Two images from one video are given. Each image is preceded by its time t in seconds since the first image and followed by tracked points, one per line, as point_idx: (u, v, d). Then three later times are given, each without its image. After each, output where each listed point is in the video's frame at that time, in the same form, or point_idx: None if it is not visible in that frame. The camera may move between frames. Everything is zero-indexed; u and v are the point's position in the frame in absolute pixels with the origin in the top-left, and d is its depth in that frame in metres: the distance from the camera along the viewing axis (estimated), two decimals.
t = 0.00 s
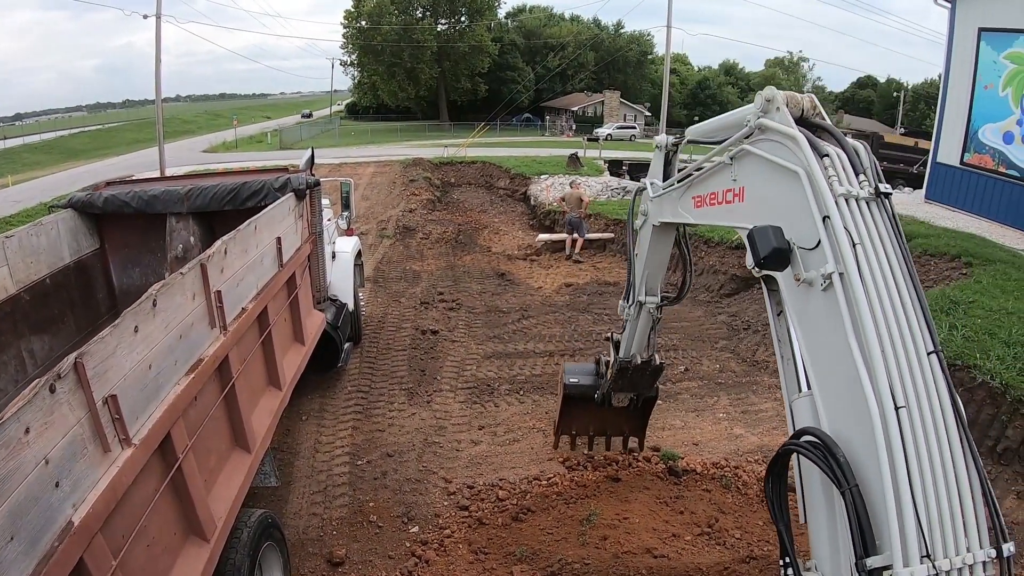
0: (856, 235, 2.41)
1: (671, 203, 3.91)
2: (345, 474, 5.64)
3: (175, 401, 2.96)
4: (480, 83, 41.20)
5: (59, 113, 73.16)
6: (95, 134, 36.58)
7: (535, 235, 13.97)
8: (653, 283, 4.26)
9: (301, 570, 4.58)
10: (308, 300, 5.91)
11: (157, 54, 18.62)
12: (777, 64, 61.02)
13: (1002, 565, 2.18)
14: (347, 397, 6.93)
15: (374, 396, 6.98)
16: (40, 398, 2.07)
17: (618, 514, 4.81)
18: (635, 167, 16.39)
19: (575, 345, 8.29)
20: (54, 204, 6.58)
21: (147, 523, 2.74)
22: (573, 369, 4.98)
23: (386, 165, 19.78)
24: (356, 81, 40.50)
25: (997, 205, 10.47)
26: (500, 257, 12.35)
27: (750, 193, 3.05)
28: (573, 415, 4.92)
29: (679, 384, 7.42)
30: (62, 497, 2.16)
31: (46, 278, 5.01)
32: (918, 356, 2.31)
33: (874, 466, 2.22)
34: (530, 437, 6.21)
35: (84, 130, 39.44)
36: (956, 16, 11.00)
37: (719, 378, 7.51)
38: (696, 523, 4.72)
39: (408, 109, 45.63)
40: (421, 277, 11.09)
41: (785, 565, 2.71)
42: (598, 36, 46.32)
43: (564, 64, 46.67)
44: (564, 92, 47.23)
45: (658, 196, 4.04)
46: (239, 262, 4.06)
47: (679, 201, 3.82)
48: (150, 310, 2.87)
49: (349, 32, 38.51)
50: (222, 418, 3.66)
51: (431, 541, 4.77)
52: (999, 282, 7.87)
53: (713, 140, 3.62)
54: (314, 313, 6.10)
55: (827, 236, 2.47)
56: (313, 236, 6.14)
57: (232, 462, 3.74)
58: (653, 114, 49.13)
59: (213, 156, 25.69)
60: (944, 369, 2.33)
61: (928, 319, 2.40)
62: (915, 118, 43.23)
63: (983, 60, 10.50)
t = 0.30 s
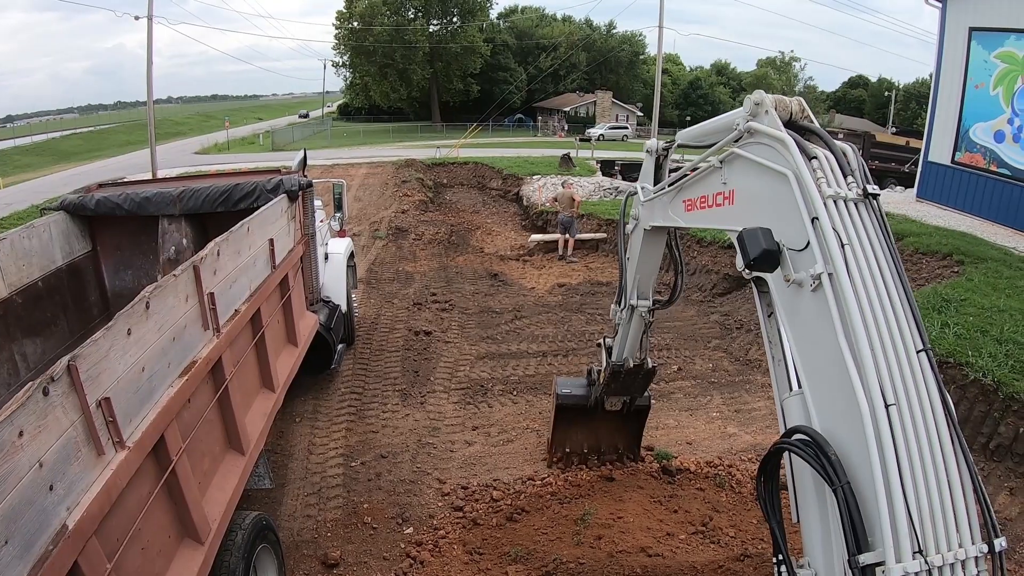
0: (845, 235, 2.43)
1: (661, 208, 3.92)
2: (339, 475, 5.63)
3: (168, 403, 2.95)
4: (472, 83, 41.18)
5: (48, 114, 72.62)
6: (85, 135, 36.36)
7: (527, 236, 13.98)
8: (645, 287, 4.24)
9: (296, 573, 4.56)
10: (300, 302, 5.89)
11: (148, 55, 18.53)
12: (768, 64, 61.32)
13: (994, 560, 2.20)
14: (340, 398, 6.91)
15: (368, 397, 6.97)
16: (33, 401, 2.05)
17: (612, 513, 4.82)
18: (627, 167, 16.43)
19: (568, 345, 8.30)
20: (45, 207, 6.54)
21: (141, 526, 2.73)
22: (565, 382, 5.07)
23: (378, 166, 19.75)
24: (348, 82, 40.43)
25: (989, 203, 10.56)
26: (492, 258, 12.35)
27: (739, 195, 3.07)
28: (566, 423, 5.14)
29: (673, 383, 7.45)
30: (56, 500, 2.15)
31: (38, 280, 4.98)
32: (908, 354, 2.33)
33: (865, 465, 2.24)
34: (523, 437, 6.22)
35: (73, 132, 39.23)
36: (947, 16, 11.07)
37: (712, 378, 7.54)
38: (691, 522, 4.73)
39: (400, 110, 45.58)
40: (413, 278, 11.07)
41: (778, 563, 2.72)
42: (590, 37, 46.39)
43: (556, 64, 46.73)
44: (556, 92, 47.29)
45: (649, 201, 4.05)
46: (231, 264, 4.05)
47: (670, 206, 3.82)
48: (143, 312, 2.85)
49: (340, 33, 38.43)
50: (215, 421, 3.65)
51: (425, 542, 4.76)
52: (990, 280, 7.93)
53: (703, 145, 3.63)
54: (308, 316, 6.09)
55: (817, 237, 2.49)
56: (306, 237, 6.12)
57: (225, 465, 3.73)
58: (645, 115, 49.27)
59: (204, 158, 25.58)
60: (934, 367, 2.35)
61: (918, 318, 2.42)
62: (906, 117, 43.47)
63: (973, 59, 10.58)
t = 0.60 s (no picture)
0: (845, 230, 2.42)
1: (658, 198, 3.93)
2: (334, 477, 5.61)
3: (163, 406, 2.93)
4: (466, 84, 41.17)
5: (42, 116, 72.36)
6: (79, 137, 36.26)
7: (522, 236, 13.99)
8: (643, 281, 4.26)
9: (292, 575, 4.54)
10: (295, 303, 5.87)
11: (141, 56, 18.47)
12: (761, 64, 61.50)
13: (992, 560, 2.22)
14: (335, 400, 6.88)
15: (363, 399, 6.95)
16: (27, 404, 2.04)
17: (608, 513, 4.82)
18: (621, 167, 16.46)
19: (564, 345, 8.31)
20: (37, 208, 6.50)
21: (136, 530, 2.71)
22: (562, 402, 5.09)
23: (372, 167, 19.73)
24: (342, 83, 40.38)
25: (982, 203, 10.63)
26: (487, 258, 12.34)
27: (738, 187, 3.05)
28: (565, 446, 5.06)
29: (668, 383, 7.46)
30: (50, 504, 2.14)
31: (32, 282, 4.95)
32: (909, 351, 2.33)
33: (864, 462, 2.24)
34: (519, 438, 6.22)
35: (66, 133, 39.07)
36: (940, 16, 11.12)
37: (707, 377, 7.55)
38: (688, 522, 4.73)
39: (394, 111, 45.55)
40: (408, 279, 11.06)
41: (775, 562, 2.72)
42: (584, 38, 46.46)
43: (550, 65, 46.77)
44: (551, 93, 47.34)
45: (645, 188, 4.07)
46: (225, 265, 4.03)
47: (666, 194, 3.82)
48: (137, 314, 2.84)
49: (334, 34, 38.37)
50: (209, 423, 3.63)
51: (422, 543, 4.75)
52: (984, 278, 7.98)
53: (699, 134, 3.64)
54: (301, 316, 6.06)
55: (817, 230, 2.48)
56: (300, 239, 6.10)
57: (221, 467, 3.71)
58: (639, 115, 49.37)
59: (197, 159, 25.51)
60: (933, 364, 2.37)
61: (917, 315, 2.43)
62: (899, 117, 43.65)
63: (967, 59, 10.64)
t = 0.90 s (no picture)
0: (847, 223, 2.42)
1: (655, 183, 3.93)
2: (332, 477, 5.61)
3: (161, 406, 2.93)
4: (463, 85, 41.16)
5: (38, 117, 72.32)
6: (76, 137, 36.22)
7: (519, 237, 13.99)
8: (643, 272, 4.24)
9: None
10: (293, 304, 5.87)
11: (139, 56, 18.42)
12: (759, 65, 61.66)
13: (991, 559, 2.23)
14: (333, 401, 6.88)
15: (361, 399, 6.94)
16: (25, 404, 2.04)
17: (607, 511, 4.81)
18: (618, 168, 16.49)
19: (562, 345, 8.31)
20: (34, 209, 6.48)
21: (135, 530, 2.71)
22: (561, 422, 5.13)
23: (369, 168, 19.73)
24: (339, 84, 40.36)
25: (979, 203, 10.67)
26: (484, 259, 12.34)
27: (737, 176, 3.04)
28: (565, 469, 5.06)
29: (666, 384, 7.46)
30: (48, 504, 2.13)
31: (29, 283, 4.94)
32: (910, 347, 2.34)
33: (864, 458, 2.25)
34: (517, 438, 6.23)
35: (64, 134, 38.98)
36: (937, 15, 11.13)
37: (704, 378, 7.56)
38: (687, 522, 4.72)
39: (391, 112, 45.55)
40: (405, 280, 11.05)
41: (773, 561, 2.72)
42: (581, 38, 46.49)
43: (547, 66, 46.80)
44: (548, 94, 47.39)
45: (642, 175, 4.07)
46: (223, 264, 4.01)
47: (663, 182, 3.83)
48: (135, 314, 2.84)
49: (331, 35, 38.36)
50: (207, 423, 3.62)
51: (420, 544, 4.75)
52: (981, 279, 8.01)
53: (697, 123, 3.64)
54: (299, 316, 6.06)
55: (819, 223, 2.48)
56: (298, 239, 6.11)
57: (219, 467, 3.71)
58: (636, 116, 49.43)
59: (194, 160, 25.48)
60: (935, 360, 2.37)
61: (920, 311, 2.43)
62: (896, 117, 43.72)
63: (964, 60, 10.66)
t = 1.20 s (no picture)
0: (850, 220, 2.41)
1: (654, 177, 3.94)
2: (331, 478, 5.60)
3: (160, 407, 2.92)
4: (462, 85, 41.18)
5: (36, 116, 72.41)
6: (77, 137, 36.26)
7: (518, 237, 14.00)
8: (645, 268, 4.24)
9: None
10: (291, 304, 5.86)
11: (138, 57, 18.42)
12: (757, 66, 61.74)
13: (991, 560, 2.23)
14: (332, 401, 6.87)
15: (360, 399, 6.94)
16: (24, 404, 2.04)
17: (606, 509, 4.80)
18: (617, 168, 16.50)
19: (561, 346, 8.32)
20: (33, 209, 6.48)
21: (133, 531, 2.70)
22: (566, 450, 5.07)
23: (367, 168, 19.73)
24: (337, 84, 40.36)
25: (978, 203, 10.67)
26: (483, 259, 12.35)
27: (739, 170, 3.04)
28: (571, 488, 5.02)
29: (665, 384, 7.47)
30: (47, 505, 2.13)
31: (28, 283, 4.93)
32: (912, 346, 2.34)
33: (865, 458, 2.26)
34: (516, 438, 6.23)
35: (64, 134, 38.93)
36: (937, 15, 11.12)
37: (703, 378, 7.56)
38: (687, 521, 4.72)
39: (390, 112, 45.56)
40: (404, 280, 11.05)
41: (772, 562, 2.72)
42: (580, 39, 46.48)
43: (546, 66, 46.82)
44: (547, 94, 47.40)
45: (641, 169, 4.08)
46: (220, 264, 3.99)
47: (663, 175, 3.83)
48: (133, 315, 2.83)
49: (330, 35, 38.34)
50: (206, 424, 3.61)
51: (418, 544, 4.75)
52: (980, 279, 8.02)
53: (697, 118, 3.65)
54: (298, 317, 6.04)
55: (821, 220, 2.47)
56: (296, 239, 6.09)
57: (218, 468, 3.70)
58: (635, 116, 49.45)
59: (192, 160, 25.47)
60: (937, 359, 2.36)
61: (922, 309, 2.43)
62: (895, 118, 43.76)
63: (963, 59, 10.65)
